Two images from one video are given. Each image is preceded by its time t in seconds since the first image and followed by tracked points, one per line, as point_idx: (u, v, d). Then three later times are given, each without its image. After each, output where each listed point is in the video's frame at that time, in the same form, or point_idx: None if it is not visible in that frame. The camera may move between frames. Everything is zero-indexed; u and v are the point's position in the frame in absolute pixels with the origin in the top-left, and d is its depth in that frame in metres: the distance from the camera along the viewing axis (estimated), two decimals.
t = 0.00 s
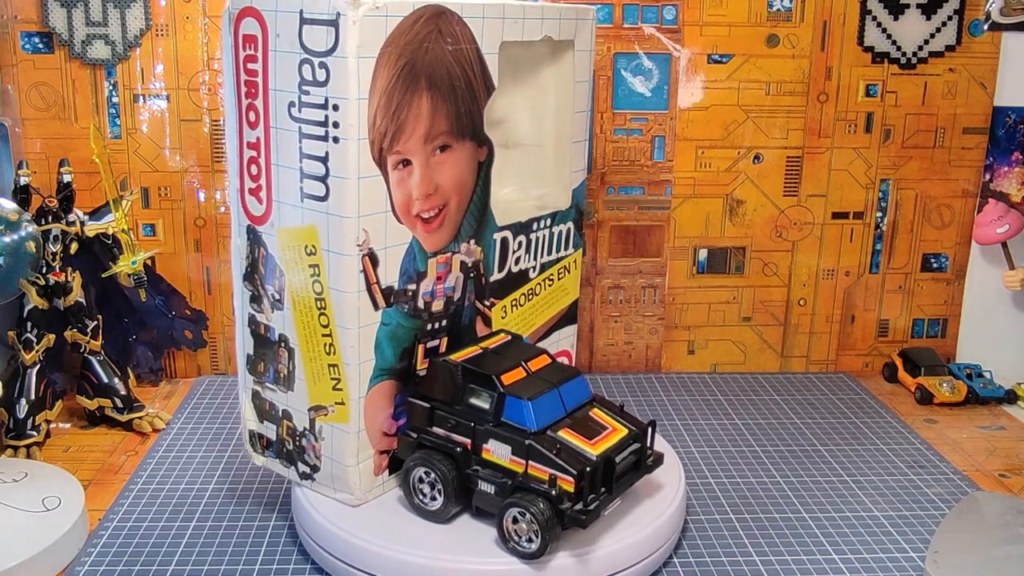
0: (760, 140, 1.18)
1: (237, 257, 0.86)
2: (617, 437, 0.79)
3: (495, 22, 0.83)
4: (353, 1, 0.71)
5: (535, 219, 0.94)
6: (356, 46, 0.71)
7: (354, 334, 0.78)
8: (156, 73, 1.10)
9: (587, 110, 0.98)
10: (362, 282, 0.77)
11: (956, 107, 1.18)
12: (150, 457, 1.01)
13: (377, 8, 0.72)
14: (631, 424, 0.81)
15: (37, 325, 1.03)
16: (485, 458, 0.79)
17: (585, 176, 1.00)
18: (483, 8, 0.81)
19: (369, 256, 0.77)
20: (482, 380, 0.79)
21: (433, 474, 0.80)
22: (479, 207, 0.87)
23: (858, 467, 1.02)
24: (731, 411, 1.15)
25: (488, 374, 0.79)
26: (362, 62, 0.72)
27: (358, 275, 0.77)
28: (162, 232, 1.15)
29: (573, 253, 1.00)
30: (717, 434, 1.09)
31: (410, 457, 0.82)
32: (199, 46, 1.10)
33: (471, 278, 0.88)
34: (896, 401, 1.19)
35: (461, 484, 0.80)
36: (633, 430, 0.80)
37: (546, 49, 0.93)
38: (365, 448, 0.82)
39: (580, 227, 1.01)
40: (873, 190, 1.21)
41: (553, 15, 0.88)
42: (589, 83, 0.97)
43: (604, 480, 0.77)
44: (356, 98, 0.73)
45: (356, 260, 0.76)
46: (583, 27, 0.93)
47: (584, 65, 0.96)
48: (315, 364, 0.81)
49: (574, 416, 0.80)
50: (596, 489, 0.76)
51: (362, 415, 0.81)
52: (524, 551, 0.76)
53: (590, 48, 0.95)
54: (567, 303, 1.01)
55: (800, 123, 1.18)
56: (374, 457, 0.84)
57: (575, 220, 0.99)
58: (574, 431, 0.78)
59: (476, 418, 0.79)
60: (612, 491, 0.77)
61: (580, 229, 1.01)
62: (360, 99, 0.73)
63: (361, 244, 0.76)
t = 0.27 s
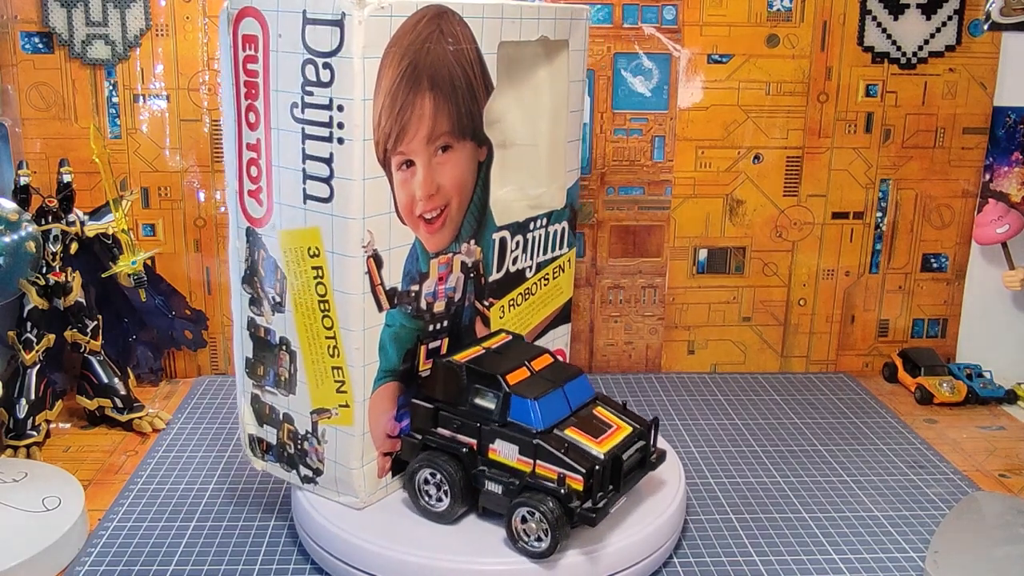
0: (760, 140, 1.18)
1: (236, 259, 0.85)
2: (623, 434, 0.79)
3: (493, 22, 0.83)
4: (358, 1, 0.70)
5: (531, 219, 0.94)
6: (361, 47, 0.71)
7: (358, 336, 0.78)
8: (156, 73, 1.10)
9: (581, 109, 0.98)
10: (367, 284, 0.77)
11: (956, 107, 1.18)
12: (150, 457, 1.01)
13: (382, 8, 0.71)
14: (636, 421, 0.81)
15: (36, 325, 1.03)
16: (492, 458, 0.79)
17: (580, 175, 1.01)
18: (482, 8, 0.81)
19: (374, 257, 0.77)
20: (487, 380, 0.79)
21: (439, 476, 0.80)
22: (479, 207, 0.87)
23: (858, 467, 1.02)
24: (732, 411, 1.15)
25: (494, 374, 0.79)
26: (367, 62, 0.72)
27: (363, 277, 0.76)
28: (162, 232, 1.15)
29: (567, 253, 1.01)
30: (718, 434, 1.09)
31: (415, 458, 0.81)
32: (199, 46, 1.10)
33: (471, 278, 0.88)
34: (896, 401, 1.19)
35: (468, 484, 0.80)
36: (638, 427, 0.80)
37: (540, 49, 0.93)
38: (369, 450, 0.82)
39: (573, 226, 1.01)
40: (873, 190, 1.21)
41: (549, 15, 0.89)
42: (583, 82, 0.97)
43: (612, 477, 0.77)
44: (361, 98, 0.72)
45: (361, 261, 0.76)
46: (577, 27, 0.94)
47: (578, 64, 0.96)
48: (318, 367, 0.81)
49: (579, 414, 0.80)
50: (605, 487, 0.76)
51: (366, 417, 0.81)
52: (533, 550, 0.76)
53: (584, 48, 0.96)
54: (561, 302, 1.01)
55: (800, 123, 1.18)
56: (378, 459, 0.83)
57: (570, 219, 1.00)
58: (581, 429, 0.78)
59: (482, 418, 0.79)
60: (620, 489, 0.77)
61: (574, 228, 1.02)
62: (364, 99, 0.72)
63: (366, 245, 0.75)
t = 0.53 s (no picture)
0: (760, 140, 1.18)
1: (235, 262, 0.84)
2: (628, 432, 0.79)
3: (492, 22, 0.83)
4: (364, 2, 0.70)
5: (527, 218, 0.94)
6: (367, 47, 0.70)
7: (363, 338, 0.77)
8: (156, 73, 1.10)
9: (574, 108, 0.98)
10: (372, 285, 0.76)
11: (956, 107, 1.18)
12: (149, 457, 1.01)
13: (387, 8, 0.71)
14: (639, 419, 0.82)
15: (36, 325, 1.03)
16: (498, 458, 0.79)
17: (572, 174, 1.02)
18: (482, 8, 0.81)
19: (379, 258, 0.76)
20: (493, 380, 0.79)
21: (445, 477, 0.80)
22: (479, 207, 0.87)
23: (858, 467, 1.02)
24: (731, 411, 1.15)
25: (499, 375, 0.79)
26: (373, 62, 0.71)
27: (369, 279, 0.76)
28: (162, 232, 1.15)
29: (561, 252, 1.02)
30: (718, 434, 1.09)
31: (420, 460, 0.81)
32: (199, 46, 1.10)
33: (472, 278, 0.88)
34: (896, 401, 1.19)
35: (474, 485, 0.80)
36: (642, 424, 0.81)
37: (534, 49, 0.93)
38: (373, 452, 0.81)
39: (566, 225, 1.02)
40: (873, 190, 1.21)
41: (545, 15, 0.89)
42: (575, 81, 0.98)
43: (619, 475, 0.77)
44: (367, 99, 0.72)
45: (366, 263, 0.75)
46: (571, 27, 0.94)
47: (571, 64, 0.96)
48: (322, 369, 0.80)
49: (584, 413, 0.81)
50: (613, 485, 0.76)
51: (371, 419, 0.80)
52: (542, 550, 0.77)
53: (577, 47, 0.96)
54: (555, 301, 1.02)
55: (800, 123, 1.18)
56: (382, 461, 0.83)
57: (564, 218, 1.01)
58: (587, 428, 0.78)
59: (488, 418, 0.79)
60: (627, 486, 0.78)
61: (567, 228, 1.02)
62: (370, 100, 0.72)
63: (371, 246, 0.75)
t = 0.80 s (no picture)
0: (760, 140, 1.18)
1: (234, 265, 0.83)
2: (632, 430, 0.80)
3: (491, 22, 0.83)
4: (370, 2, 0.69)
5: (524, 218, 0.94)
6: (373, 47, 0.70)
7: (369, 340, 0.76)
8: (156, 73, 1.10)
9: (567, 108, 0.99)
10: (377, 287, 0.76)
11: (956, 107, 1.18)
12: (150, 457, 1.01)
13: (393, 8, 0.71)
14: (642, 416, 0.82)
15: (36, 325, 1.03)
16: (505, 458, 0.79)
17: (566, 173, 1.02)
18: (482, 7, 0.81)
19: (384, 259, 0.76)
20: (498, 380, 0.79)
21: (451, 477, 0.80)
22: (479, 207, 0.87)
23: (858, 467, 1.02)
24: (731, 411, 1.15)
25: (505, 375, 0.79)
26: (379, 63, 0.71)
27: (373, 279, 0.75)
28: (162, 232, 1.15)
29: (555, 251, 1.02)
30: (718, 434, 1.09)
31: (426, 461, 0.81)
32: (199, 46, 1.10)
33: (472, 278, 0.88)
34: (896, 401, 1.19)
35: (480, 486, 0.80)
36: (645, 422, 0.82)
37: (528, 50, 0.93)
38: (378, 455, 0.81)
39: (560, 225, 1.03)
40: (873, 190, 1.21)
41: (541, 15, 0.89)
42: (568, 81, 0.98)
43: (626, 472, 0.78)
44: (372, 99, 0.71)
45: (371, 264, 0.75)
46: (564, 26, 0.94)
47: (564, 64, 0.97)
48: (326, 372, 0.79)
49: (588, 411, 0.81)
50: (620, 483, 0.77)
51: (376, 421, 0.80)
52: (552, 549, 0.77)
53: (570, 47, 0.96)
54: (549, 300, 1.02)
55: (800, 123, 1.18)
56: (386, 463, 0.82)
57: (558, 217, 1.01)
58: (592, 426, 0.79)
59: (494, 418, 0.79)
60: (634, 483, 0.78)
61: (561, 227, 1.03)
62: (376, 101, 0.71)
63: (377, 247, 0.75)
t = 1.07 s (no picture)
0: (760, 140, 1.18)
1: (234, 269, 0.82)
2: (637, 426, 0.80)
3: (490, 22, 0.83)
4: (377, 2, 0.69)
5: (520, 217, 0.95)
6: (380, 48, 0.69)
7: (375, 342, 0.76)
8: (156, 73, 1.10)
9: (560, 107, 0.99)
10: (383, 288, 0.76)
11: (956, 107, 1.18)
12: (150, 457, 1.01)
13: (398, 8, 0.70)
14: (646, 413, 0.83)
15: (36, 325, 1.03)
16: (512, 458, 0.79)
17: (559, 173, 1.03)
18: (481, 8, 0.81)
19: (390, 261, 0.76)
20: (504, 380, 0.79)
21: (458, 478, 0.80)
22: (479, 208, 0.87)
23: (858, 467, 1.02)
24: (732, 411, 1.15)
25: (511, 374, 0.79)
26: (386, 63, 0.70)
27: (379, 281, 0.75)
28: (162, 232, 1.15)
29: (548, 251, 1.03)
30: (718, 434, 1.09)
31: (432, 463, 0.81)
32: (199, 46, 1.10)
33: (472, 279, 0.88)
34: (896, 401, 1.19)
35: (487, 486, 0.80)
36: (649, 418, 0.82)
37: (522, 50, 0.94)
38: (383, 457, 0.80)
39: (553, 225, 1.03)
40: (873, 190, 1.21)
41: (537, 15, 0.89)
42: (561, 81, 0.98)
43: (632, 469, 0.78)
44: (379, 99, 0.71)
45: (377, 265, 0.75)
46: (558, 27, 0.95)
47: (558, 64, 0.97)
48: (330, 374, 0.79)
49: (593, 408, 0.81)
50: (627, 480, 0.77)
51: (381, 424, 0.79)
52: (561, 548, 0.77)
53: (563, 47, 0.97)
54: (542, 300, 1.03)
55: (800, 123, 1.18)
56: (390, 465, 0.82)
57: (551, 217, 1.02)
58: (598, 424, 0.79)
59: (500, 418, 0.79)
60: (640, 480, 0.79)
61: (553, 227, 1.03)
62: (382, 101, 0.71)
63: (383, 248, 0.74)
